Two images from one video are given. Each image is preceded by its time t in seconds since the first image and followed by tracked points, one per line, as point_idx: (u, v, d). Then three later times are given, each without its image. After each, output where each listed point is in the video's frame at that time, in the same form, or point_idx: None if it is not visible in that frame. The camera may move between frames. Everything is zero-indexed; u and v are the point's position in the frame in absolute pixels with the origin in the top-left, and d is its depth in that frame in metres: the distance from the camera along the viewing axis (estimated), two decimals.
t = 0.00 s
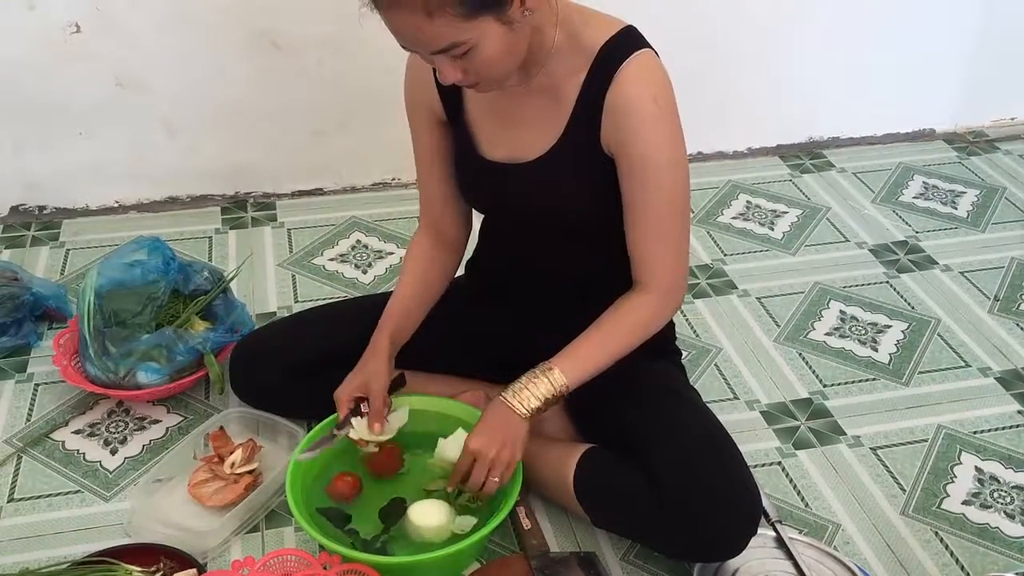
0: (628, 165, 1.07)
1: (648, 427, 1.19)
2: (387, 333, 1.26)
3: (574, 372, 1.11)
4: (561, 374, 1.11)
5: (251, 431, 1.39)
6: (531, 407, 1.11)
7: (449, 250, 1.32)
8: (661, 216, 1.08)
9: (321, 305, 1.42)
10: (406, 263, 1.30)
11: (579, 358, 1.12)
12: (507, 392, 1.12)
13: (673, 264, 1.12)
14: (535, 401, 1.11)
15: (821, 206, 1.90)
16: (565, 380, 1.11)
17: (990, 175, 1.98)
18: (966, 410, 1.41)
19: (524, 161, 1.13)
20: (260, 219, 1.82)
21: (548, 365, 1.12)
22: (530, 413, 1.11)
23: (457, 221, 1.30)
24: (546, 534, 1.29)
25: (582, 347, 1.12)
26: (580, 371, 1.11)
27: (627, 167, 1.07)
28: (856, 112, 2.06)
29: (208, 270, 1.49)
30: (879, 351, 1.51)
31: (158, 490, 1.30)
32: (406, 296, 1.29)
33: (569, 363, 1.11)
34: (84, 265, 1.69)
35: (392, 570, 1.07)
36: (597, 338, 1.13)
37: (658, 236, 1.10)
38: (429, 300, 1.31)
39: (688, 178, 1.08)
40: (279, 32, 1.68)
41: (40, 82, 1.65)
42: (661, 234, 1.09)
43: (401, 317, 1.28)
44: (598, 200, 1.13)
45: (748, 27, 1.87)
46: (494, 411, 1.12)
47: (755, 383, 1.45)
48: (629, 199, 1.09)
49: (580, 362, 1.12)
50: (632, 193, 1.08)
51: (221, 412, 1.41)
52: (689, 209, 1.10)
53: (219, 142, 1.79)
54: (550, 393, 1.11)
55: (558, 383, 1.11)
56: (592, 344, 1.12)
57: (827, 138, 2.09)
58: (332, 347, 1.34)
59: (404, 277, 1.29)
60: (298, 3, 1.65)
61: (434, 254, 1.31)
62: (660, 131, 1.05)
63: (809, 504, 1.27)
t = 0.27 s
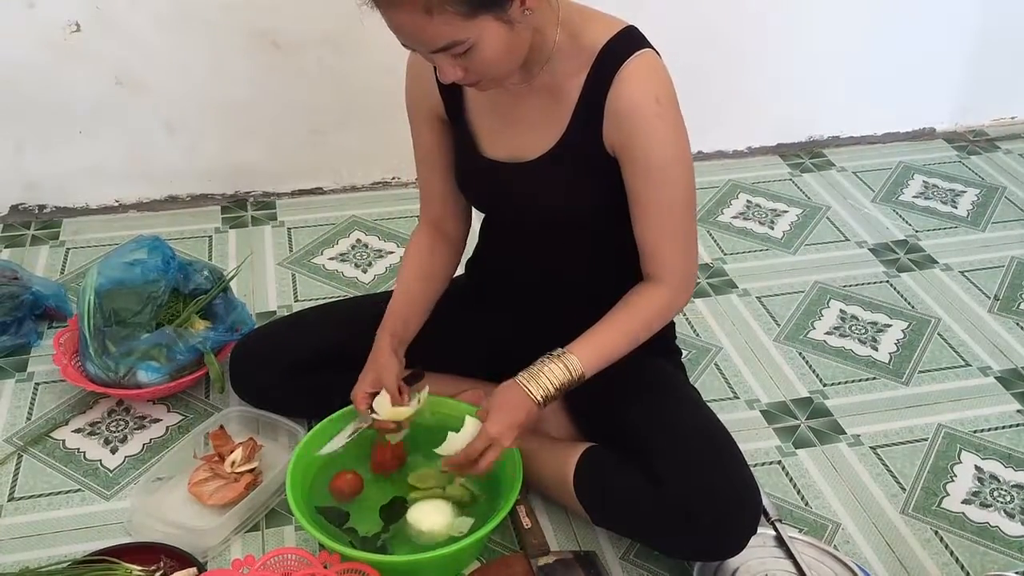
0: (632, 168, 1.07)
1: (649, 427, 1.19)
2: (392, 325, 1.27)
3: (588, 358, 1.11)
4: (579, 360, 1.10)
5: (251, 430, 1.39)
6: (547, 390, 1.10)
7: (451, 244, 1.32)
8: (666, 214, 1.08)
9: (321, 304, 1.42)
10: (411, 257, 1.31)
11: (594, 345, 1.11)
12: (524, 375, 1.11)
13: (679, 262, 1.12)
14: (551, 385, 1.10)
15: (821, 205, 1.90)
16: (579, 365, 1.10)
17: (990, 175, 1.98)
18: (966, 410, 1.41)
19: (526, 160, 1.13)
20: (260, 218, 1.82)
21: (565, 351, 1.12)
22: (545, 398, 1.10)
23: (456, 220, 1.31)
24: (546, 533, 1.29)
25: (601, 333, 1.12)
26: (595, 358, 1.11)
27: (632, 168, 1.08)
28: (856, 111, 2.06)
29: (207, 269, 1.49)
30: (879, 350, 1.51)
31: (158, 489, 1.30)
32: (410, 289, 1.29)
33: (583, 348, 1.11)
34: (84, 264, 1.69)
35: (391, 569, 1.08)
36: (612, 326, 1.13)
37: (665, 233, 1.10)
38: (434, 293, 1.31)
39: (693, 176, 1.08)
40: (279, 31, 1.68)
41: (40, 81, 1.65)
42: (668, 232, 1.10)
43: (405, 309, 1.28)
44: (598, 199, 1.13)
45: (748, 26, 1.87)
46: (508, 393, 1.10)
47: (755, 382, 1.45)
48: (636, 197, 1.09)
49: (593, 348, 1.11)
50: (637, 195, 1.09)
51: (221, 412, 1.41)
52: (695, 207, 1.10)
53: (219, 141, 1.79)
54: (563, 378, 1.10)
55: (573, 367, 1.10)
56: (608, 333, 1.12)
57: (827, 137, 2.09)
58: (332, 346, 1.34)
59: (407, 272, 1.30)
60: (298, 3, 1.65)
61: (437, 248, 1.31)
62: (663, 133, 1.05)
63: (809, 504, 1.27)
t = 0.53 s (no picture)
0: (628, 169, 1.07)
1: (647, 425, 1.19)
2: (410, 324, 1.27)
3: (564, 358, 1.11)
4: (553, 358, 1.11)
5: (251, 429, 1.39)
6: (520, 389, 1.11)
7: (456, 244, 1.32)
8: (658, 216, 1.09)
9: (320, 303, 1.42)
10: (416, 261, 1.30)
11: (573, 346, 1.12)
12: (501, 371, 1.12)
13: (665, 266, 1.13)
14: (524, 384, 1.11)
15: (822, 204, 1.90)
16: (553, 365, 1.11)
17: (990, 174, 1.98)
18: (967, 409, 1.41)
19: (528, 159, 1.13)
20: (260, 217, 1.82)
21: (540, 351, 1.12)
22: (519, 396, 1.11)
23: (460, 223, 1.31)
24: (546, 532, 1.29)
25: (579, 334, 1.12)
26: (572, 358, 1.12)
27: (628, 169, 1.07)
28: (856, 110, 2.06)
29: (207, 268, 1.49)
30: (879, 349, 1.51)
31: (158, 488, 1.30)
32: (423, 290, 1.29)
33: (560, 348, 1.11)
34: (84, 263, 1.69)
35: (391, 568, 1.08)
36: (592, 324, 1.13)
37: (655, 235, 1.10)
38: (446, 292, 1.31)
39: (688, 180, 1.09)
40: (280, 31, 1.68)
41: (40, 80, 1.65)
42: (660, 234, 1.10)
43: (421, 309, 1.28)
44: (599, 197, 1.14)
45: (749, 25, 1.87)
46: (485, 392, 1.12)
47: (756, 382, 1.45)
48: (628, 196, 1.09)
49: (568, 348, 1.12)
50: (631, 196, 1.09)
51: (221, 411, 1.40)
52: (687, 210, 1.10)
53: (220, 140, 1.79)
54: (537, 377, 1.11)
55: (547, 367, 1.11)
56: (590, 329, 1.13)
57: (828, 136, 2.09)
58: (333, 345, 1.34)
59: (417, 275, 1.29)
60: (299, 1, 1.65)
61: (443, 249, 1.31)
62: (664, 138, 1.05)
63: (809, 502, 1.27)
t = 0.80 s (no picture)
0: (646, 159, 0.96)
1: (659, 434, 1.07)
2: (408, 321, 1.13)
3: (602, 376, 1.00)
4: (589, 378, 1.00)
5: (223, 443, 1.25)
6: (554, 414, 0.99)
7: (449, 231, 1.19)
8: (681, 211, 0.97)
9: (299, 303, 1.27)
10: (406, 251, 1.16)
11: (607, 360, 1.01)
12: (533, 392, 1.00)
13: (695, 265, 1.01)
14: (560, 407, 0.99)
15: (855, 193, 1.76)
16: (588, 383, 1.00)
17: None
18: (1013, 420, 1.27)
19: (529, 146, 1.00)
20: (232, 208, 1.68)
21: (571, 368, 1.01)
22: (552, 421, 1.00)
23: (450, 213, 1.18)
24: (550, 557, 1.16)
25: (611, 347, 1.01)
26: (608, 375, 1.00)
27: (646, 159, 0.96)
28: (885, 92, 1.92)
29: (174, 264, 1.34)
30: (918, 354, 1.38)
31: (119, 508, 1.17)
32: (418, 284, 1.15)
33: (596, 365, 1.00)
34: (40, 259, 1.56)
35: None
36: (623, 337, 1.01)
37: (679, 232, 0.98)
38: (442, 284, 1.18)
39: (711, 168, 0.96)
40: (255, 4, 1.54)
41: None
42: (683, 231, 0.98)
43: (419, 304, 1.14)
44: (611, 187, 1.01)
45: None
46: (509, 412, 0.99)
47: (781, 390, 1.32)
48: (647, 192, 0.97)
49: (606, 365, 1.00)
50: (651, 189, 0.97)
51: (190, 423, 1.27)
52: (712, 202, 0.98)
53: (189, 122, 1.65)
54: (574, 399, 1.00)
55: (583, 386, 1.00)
56: (624, 340, 1.01)
57: (860, 118, 1.94)
58: (313, 352, 1.21)
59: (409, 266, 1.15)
60: None
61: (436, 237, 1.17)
62: (686, 122, 0.93)
63: (841, 524, 1.15)
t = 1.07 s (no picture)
0: (673, 137, 0.75)
1: (690, 462, 0.85)
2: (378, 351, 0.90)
3: (626, 389, 0.79)
4: (610, 393, 0.79)
5: (161, 475, 1.03)
6: (566, 434, 0.78)
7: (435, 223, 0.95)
8: (722, 202, 0.76)
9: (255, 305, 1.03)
10: (378, 257, 0.93)
11: (631, 368, 0.79)
12: (539, 413, 0.79)
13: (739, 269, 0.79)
14: (572, 428, 0.78)
15: (928, 170, 1.49)
16: (610, 398, 0.79)
17: None
18: None
19: (532, 116, 0.78)
20: (172, 188, 1.44)
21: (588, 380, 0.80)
22: (563, 445, 0.79)
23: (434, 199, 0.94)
24: None
25: (634, 354, 0.80)
26: (633, 389, 0.79)
27: (672, 137, 0.75)
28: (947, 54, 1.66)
29: (102, 258, 1.13)
30: (1007, 368, 1.15)
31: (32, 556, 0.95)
32: (392, 300, 0.91)
33: (618, 377, 0.79)
34: None
35: None
36: (649, 341, 0.80)
37: (719, 227, 0.77)
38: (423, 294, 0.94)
39: (760, 145, 0.75)
40: None
41: None
42: (724, 227, 0.77)
43: (392, 320, 0.91)
44: (641, 162, 0.79)
45: None
46: (515, 433, 0.79)
47: (838, 411, 1.10)
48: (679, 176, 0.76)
49: (630, 374, 0.79)
50: (681, 175, 0.76)
51: (121, 450, 1.05)
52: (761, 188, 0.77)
53: (118, 83, 1.40)
54: (590, 417, 0.79)
55: (603, 402, 0.79)
56: (653, 352, 0.80)
57: (937, 81, 1.64)
58: (268, 367, 0.98)
59: (381, 278, 0.92)
60: None
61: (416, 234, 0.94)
62: (724, 88, 0.72)
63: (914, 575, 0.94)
